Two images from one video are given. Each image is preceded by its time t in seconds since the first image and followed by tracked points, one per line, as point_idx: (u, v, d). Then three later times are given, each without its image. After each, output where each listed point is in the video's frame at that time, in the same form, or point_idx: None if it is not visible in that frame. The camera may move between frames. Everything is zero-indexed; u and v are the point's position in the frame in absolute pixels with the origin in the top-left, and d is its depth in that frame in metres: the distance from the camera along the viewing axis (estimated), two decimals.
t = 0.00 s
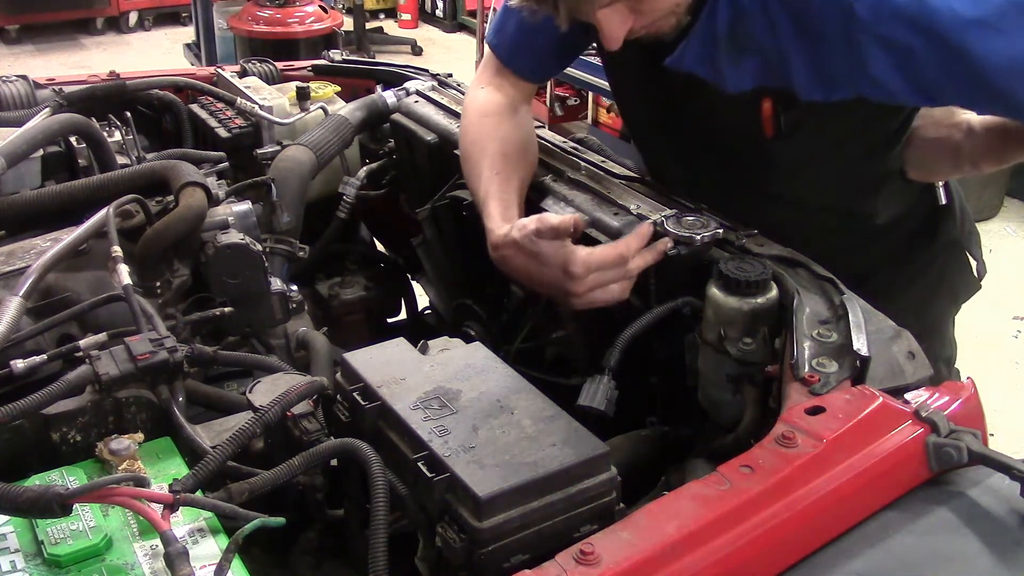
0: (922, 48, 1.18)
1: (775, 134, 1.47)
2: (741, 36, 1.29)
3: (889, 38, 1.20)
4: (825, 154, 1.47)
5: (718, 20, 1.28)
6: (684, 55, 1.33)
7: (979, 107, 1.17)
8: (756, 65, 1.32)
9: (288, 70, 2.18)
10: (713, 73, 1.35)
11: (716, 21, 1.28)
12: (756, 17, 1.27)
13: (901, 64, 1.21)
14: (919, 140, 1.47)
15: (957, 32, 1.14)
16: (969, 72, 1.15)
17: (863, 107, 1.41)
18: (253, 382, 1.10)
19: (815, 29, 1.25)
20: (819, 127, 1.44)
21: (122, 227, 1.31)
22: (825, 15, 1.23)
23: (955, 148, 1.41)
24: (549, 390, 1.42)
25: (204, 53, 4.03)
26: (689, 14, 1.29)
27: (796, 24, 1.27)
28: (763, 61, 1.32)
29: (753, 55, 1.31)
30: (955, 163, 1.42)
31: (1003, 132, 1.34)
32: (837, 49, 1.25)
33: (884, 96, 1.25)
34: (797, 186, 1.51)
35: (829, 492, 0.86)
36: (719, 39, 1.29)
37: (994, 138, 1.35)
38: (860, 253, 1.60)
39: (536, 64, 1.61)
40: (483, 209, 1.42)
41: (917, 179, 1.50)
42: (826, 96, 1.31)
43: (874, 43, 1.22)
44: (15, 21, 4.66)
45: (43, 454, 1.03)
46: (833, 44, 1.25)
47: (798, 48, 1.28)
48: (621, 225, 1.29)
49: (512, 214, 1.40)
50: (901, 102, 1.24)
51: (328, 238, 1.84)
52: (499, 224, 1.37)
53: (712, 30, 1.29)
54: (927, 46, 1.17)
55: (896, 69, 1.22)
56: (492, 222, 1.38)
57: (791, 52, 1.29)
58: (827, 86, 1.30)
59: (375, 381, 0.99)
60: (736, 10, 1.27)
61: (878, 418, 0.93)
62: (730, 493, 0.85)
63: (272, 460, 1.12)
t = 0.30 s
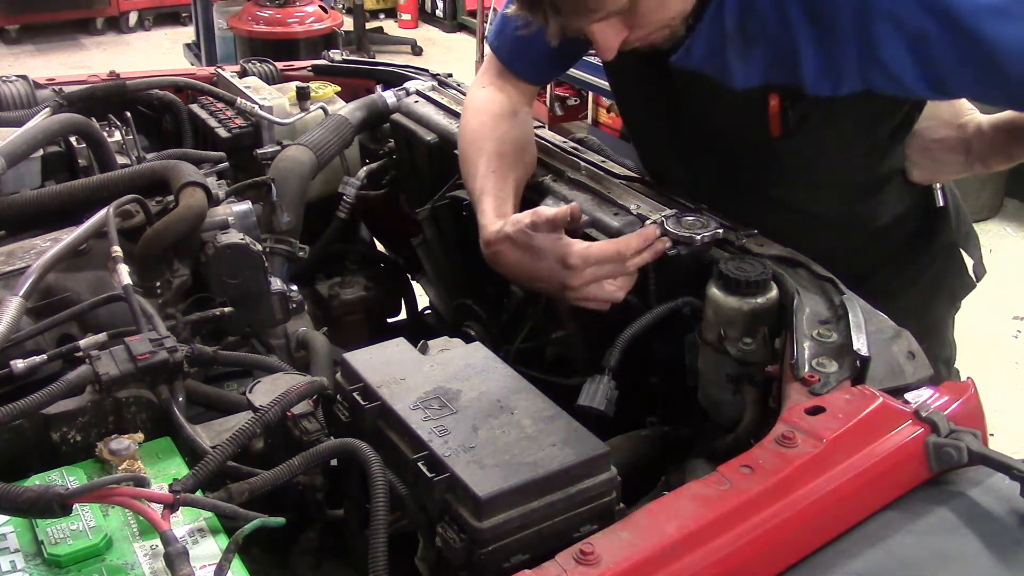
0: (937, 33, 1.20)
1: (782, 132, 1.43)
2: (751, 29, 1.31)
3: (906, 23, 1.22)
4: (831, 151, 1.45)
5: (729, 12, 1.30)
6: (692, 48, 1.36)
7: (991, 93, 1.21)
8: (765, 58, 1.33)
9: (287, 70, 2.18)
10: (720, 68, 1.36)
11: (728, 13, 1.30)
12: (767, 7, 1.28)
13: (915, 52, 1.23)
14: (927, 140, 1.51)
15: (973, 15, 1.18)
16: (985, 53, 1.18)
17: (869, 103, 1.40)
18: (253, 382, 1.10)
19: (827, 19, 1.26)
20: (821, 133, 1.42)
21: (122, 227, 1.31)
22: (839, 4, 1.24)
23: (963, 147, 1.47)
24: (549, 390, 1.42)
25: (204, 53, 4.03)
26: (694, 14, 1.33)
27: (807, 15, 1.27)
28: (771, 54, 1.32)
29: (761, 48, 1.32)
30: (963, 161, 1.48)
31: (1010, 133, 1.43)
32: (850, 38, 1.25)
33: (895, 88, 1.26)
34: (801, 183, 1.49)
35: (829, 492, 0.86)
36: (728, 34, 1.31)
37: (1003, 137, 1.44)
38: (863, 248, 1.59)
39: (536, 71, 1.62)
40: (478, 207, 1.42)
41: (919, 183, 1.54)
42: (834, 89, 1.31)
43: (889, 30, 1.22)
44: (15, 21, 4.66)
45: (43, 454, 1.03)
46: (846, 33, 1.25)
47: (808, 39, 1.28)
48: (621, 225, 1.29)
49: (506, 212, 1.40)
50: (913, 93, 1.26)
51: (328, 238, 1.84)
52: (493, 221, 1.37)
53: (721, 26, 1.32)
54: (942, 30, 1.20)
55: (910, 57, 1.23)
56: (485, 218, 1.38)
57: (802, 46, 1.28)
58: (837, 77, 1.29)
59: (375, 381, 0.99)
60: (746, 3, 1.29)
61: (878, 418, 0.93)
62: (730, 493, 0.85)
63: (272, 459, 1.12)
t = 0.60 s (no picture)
0: (943, 44, 1.19)
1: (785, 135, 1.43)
2: (758, 36, 1.32)
3: (911, 32, 1.20)
4: (832, 154, 1.44)
5: (735, 21, 1.32)
6: (696, 53, 1.39)
7: (999, 107, 1.19)
8: (769, 66, 1.34)
9: (287, 70, 2.18)
10: (727, 74, 1.39)
11: (735, 18, 1.32)
12: (773, 15, 1.30)
13: (920, 63, 1.21)
14: (927, 143, 1.48)
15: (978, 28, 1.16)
16: (988, 66, 1.16)
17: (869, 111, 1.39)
18: (253, 382, 1.10)
19: (834, 27, 1.26)
20: (823, 140, 1.43)
21: (122, 228, 1.31)
22: (847, 15, 1.23)
23: (962, 153, 1.43)
24: (549, 390, 1.42)
25: (204, 53, 4.03)
26: (699, 22, 1.37)
27: (814, 25, 1.27)
28: (776, 62, 1.33)
29: (767, 58, 1.33)
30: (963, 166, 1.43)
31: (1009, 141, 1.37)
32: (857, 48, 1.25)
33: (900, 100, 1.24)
34: (802, 185, 1.49)
35: (829, 492, 0.86)
36: (734, 41, 1.34)
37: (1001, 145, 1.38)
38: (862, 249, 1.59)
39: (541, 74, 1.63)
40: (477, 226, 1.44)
41: (918, 184, 1.52)
42: (838, 100, 1.30)
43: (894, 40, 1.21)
44: (15, 21, 4.66)
45: (43, 454, 1.03)
46: (853, 41, 1.24)
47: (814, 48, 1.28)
48: (621, 225, 1.29)
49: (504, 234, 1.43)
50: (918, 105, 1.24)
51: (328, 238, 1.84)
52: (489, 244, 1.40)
53: (725, 37, 1.35)
54: (950, 44, 1.18)
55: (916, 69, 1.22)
56: (484, 237, 1.41)
57: (808, 56, 1.29)
58: (841, 88, 1.29)
59: (375, 381, 0.99)
60: (753, 8, 1.31)
61: (878, 418, 0.93)
62: (730, 493, 0.85)
63: (272, 459, 1.12)
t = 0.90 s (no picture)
0: (941, 51, 1.19)
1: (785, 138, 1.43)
2: (758, 39, 1.32)
3: (910, 40, 1.20)
4: (834, 157, 1.44)
5: (735, 24, 1.30)
6: (696, 59, 1.37)
7: (994, 111, 1.20)
8: (768, 69, 1.35)
9: (288, 70, 2.18)
10: (727, 77, 1.38)
11: (735, 20, 1.30)
12: (773, 20, 1.29)
13: (919, 70, 1.22)
14: (928, 145, 1.50)
15: (977, 36, 1.15)
16: (986, 72, 1.17)
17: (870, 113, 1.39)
18: (253, 382, 1.10)
19: (834, 34, 1.26)
20: (824, 143, 1.42)
21: (122, 228, 1.31)
22: (846, 23, 1.24)
23: (963, 156, 1.45)
24: (549, 390, 1.42)
25: (204, 53, 4.03)
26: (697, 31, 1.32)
27: (813, 28, 1.28)
28: (777, 66, 1.34)
29: (766, 60, 1.34)
30: (963, 170, 1.45)
31: (1010, 147, 1.40)
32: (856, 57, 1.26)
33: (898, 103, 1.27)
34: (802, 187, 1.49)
35: (829, 492, 0.86)
36: (734, 42, 1.32)
37: (1005, 149, 1.41)
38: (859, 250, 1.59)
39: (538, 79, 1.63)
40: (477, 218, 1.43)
41: (920, 187, 1.53)
42: (838, 105, 1.33)
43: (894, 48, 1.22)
44: (16, 21, 4.66)
45: (43, 454, 1.03)
46: (852, 50, 1.25)
47: (814, 55, 1.29)
48: (621, 225, 1.29)
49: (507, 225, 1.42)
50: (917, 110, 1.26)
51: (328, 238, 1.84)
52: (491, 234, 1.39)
53: (726, 36, 1.32)
54: (948, 50, 1.18)
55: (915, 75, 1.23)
56: (486, 227, 1.40)
57: (808, 61, 1.29)
58: (840, 94, 1.31)
59: (375, 381, 0.99)
60: (753, 12, 1.29)
61: (878, 418, 0.93)
62: (730, 493, 0.85)
63: (272, 459, 1.12)
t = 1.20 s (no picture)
0: (941, 48, 1.20)
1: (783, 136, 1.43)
2: (757, 38, 1.32)
3: (908, 37, 1.21)
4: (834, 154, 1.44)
5: (734, 22, 1.31)
6: (696, 54, 1.37)
7: (994, 109, 1.20)
8: (766, 69, 1.34)
9: (288, 70, 2.18)
10: (726, 76, 1.38)
11: (734, 18, 1.31)
12: (773, 18, 1.29)
13: (918, 68, 1.23)
14: (928, 144, 1.50)
15: (977, 31, 1.16)
16: (986, 68, 1.17)
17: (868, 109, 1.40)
18: (253, 382, 1.10)
19: (833, 31, 1.26)
20: (823, 139, 1.43)
21: (122, 228, 1.31)
22: (845, 20, 1.24)
23: (963, 156, 1.45)
24: (549, 390, 1.42)
25: (204, 53, 4.03)
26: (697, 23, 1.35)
27: (812, 25, 1.28)
28: (775, 66, 1.34)
29: (766, 59, 1.34)
30: (963, 170, 1.46)
31: (1011, 146, 1.41)
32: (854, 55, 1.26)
33: (895, 102, 1.26)
34: (803, 186, 1.49)
35: (829, 492, 0.86)
36: (734, 40, 1.33)
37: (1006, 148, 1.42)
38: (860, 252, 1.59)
39: (538, 79, 1.64)
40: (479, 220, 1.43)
41: (920, 186, 1.53)
42: (835, 102, 1.31)
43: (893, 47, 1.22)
44: (16, 21, 4.65)
45: (43, 454, 1.03)
46: (851, 48, 1.25)
47: (813, 53, 1.29)
48: (621, 225, 1.29)
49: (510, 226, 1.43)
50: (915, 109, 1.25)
51: (328, 238, 1.84)
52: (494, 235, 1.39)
53: (725, 38, 1.34)
54: (948, 47, 1.19)
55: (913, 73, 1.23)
56: (488, 228, 1.40)
57: (807, 58, 1.29)
58: (838, 93, 1.30)
59: (375, 381, 0.99)
60: (753, 11, 1.30)
61: (878, 418, 0.93)
62: (730, 493, 0.85)
63: (272, 459, 1.12)
